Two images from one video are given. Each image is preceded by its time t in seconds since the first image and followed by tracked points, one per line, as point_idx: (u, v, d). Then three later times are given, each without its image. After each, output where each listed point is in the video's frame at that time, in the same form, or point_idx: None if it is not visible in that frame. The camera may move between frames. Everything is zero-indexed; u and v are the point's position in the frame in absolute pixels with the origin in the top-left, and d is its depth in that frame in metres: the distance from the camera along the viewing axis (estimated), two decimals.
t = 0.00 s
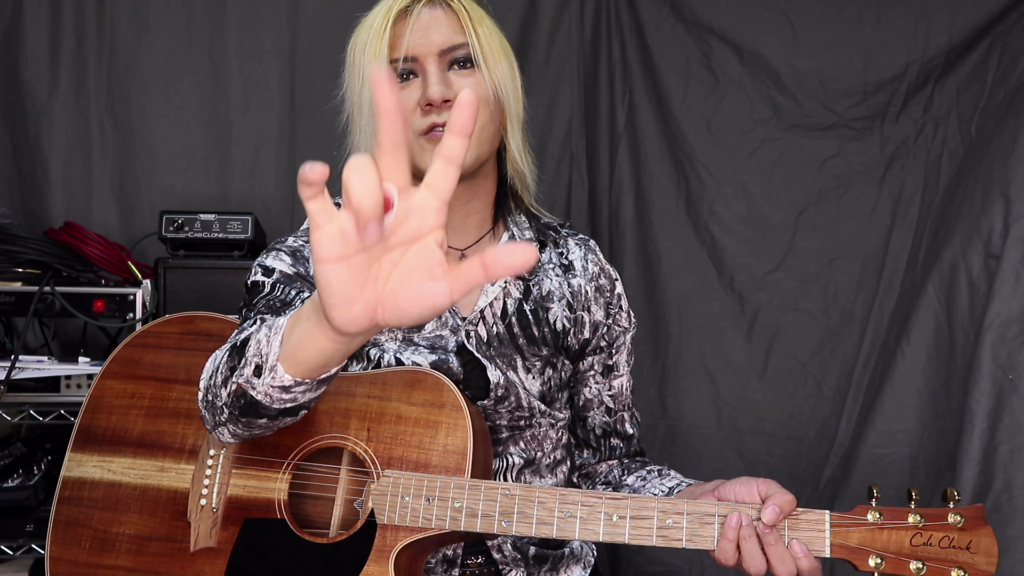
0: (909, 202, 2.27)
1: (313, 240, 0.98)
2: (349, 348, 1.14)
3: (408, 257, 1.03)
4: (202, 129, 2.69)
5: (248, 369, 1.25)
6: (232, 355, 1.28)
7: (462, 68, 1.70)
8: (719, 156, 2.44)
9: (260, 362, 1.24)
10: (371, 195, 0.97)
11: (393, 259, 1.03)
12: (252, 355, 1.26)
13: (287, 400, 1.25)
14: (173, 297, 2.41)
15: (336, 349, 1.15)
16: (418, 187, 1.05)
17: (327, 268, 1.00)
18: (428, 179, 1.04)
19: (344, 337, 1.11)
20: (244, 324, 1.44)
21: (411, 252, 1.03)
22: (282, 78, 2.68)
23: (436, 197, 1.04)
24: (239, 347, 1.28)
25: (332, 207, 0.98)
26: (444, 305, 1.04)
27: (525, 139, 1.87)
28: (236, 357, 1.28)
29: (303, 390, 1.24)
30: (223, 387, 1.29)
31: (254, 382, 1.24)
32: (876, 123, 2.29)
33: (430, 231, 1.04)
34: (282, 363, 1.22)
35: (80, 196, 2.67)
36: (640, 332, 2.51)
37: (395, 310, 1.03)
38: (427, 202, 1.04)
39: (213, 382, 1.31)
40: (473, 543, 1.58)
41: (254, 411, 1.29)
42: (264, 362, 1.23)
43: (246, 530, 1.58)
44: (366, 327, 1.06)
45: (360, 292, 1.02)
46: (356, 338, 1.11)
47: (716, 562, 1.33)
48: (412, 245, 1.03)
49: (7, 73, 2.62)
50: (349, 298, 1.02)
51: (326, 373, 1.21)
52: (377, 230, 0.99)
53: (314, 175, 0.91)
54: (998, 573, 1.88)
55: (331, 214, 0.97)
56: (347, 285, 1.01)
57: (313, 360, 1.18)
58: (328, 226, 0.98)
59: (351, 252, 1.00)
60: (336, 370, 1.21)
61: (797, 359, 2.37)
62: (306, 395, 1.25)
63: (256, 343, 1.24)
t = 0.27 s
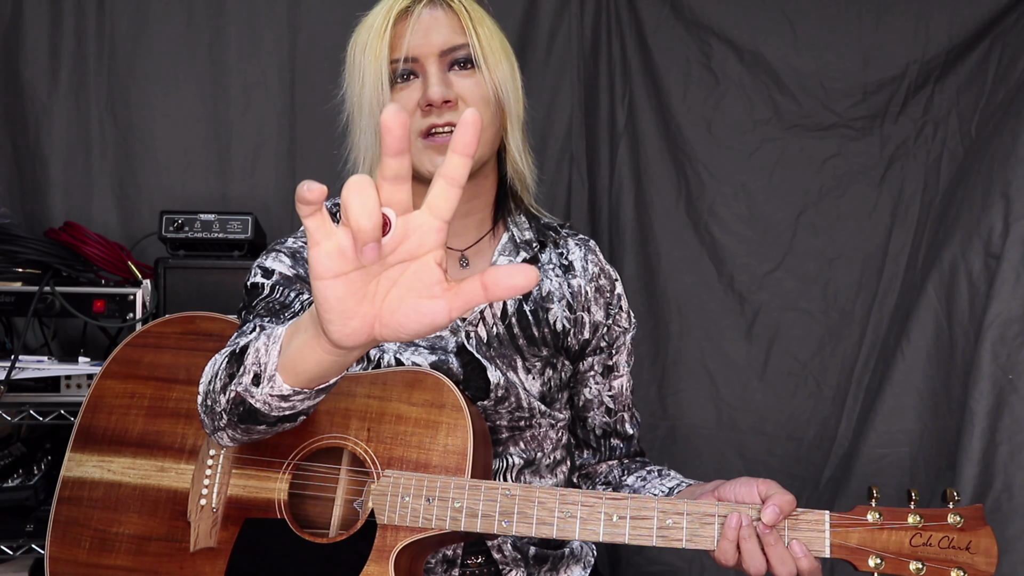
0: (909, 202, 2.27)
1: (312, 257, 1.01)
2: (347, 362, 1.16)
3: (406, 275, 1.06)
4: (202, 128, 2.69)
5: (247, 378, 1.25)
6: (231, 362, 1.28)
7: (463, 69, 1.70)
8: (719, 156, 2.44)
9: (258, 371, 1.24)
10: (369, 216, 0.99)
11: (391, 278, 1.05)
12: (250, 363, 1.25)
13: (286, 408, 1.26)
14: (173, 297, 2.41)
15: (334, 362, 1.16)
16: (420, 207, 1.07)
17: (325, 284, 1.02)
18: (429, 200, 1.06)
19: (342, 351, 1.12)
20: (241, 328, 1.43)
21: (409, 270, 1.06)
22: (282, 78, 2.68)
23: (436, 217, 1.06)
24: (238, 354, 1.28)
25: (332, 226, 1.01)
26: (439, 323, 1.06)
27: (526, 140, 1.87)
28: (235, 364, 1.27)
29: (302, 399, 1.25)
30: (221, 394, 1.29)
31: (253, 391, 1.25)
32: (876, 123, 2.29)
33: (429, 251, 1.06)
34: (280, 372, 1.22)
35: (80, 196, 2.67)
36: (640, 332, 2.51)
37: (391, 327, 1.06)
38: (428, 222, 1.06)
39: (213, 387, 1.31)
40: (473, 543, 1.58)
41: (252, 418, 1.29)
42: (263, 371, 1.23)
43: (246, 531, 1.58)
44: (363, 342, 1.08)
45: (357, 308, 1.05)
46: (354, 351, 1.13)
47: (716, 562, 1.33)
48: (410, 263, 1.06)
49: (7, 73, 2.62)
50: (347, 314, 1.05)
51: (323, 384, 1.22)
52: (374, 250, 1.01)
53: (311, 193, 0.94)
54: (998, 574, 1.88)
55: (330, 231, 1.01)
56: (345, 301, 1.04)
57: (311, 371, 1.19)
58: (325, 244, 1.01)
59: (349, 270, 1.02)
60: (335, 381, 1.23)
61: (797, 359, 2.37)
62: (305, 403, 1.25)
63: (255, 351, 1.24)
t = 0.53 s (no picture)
0: (909, 202, 2.27)
1: (314, 247, 1.01)
2: (348, 356, 1.16)
3: (407, 267, 1.06)
4: (202, 128, 2.69)
5: (248, 375, 1.25)
6: (232, 360, 1.28)
7: (462, 69, 1.70)
8: (719, 156, 2.44)
9: (259, 367, 1.24)
10: (371, 205, 0.99)
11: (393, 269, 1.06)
12: (251, 360, 1.25)
13: (287, 404, 1.26)
14: (173, 297, 2.41)
15: (334, 357, 1.16)
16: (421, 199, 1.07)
17: (327, 275, 1.03)
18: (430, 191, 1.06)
19: (344, 345, 1.12)
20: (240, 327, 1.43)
21: (411, 262, 1.06)
22: (282, 78, 2.68)
23: (438, 208, 1.06)
24: (238, 352, 1.28)
25: (334, 216, 1.01)
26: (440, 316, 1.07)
27: (525, 139, 1.87)
28: (235, 361, 1.27)
29: (303, 396, 1.25)
30: (222, 392, 1.29)
31: (253, 388, 1.25)
32: (876, 123, 2.29)
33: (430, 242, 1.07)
34: (281, 369, 1.22)
35: (80, 196, 2.68)
36: (640, 332, 2.51)
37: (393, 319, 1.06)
38: (429, 213, 1.06)
39: (212, 386, 1.31)
40: (473, 543, 1.58)
41: (253, 416, 1.29)
42: (264, 368, 1.23)
43: (245, 531, 1.58)
44: (364, 335, 1.08)
45: (359, 300, 1.05)
46: (355, 345, 1.13)
47: (716, 562, 1.33)
48: (412, 254, 1.06)
49: (7, 73, 2.62)
50: (349, 305, 1.05)
51: (323, 381, 1.22)
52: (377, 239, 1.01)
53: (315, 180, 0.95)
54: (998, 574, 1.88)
55: (332, 221, 1.01)
56: (347, 292, 1.04)
57: (312, 367, 1.19)
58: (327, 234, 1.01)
59: (351, 260, 1.03)
60: (336, 377, 1.23)
61: (797, 359, 2.37)
62: (306, 400, 1.26)
63: (256, 348, 1.24)
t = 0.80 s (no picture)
0: (909, 202, 2.27)
1: (313, 250, 1.02)
2: (349, 359, 1.16)
3: (406, 270, 1.06)
4: (202, 128, 2.69)
5: (247, 376, 1.25)
6: (231, 361, 1.28)
7: (462, 69, 1.70)
8: (719, 156, 2.44)
9: (258, 369, 1.24)
10: (371, 207, 1.00)
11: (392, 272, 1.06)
12: (251, 362, 1.25)
13: (285, 406, 1.26)
14: (173, 297, 2.41)
15: (335, 359, 1.16)
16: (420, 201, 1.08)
17: (327, 277, 1.03)
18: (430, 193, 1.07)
19: (343, 347, 1.12)
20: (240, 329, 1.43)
21: (410, 265, 1.06)
22: (282, 78, 2.68)
23: (438, 211, 1.06)
24: (238, 353, 1.28)
25: (334, 218, 1.02)
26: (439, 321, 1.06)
27: (526, 139, 1.87)
28: (235, 363, 1.28)
29: (302, 398, 1.25)
30: (221, 393, 1.29)
31: (252, 390, 1.24)
32: (876, 123, 2.29)
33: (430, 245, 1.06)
34: (281, 371, 1.22)
35: (80, 196, 2.68)
36: (640, 332, 2.51)
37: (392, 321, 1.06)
38: (429, 216, 1.06)
39: (212, 387, 1.31)
40: (473, 543, 1.58)
41: (252, 418, 1.28)
42: (264, 370, 1.23)
43: (245, 531, 1.58)
44: (364, 338, 1.08)
45: (358, 302, 1.05)
46: (355, 348, 1.13)
47: (716, 562, 1.33)
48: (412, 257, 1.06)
49: (7, 73, 2.62)
50: (348, 308, 1.05)
51: (322, 383, 1.22)
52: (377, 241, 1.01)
53: (314, 184, 0.96)
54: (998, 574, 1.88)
55: (332, 224, 1.01)
56: (346, 295, 1.04)
57: (311, 370, 1.19)
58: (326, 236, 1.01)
59: (350, 263, 1.03)
60: (335, 379, 1.23)
61: (797, 359, 2.37)
62: (305, 402, 1.26)
63: (256, 350, 1.24)
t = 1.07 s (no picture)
0: (909, 202, 2.27)
1: (315, 247, 1.01)
2: (349, 355, 1.17)
3: (407, 270, 1.05)
4: (202, 129, 2.69)
5: (247, 375, 1.25)
6: (232, 360, 1.28)
7: (462, 69, 1.70)
8: (719, 156, 2.44)
9: (259, 368, 1.24)
10: (373, 205, 0.99)
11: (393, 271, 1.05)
12: (251, 361, 1.25)
13: (286, 405, 1.26)
14: (173, 297, 2.41)
15: (335, 356, 1.17)
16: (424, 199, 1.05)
17: (328, 275, 1.03)
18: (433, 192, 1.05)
19: (343, 344, 1.13)
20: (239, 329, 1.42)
21: (411, 265, 1.05)
22: (282, 78, 2.68)
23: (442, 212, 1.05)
24: (238, 353, 1.28)
25: (336, 217, 1.00)
26: (438, 322, 1.07)
27: (526, 138, 1.86)
28: (235, 362, 1.27)
29: (303, 396, 1.25)
30: (222, 392, 1.29)
31: (253, 389, 1.25)
32: (876, 123, 2.29)
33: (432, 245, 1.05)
34: (282, 370, 1.22)
35: (80, 196, 2.68)
36: (639, 332, 2.51)
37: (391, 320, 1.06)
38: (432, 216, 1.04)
39: (212, 386, 1.31)
40: (473, 543, 1.58)
41: (252, 417, 1.28)
42: (264, 368, 1.23)
43: (245, 531, 1.58)
44: (364, 334, 1.09)
45: (359, 300, 1.06)
46: (356, 344, 1.14)
47: (715, 561, 1.33)
48: (413, 257, 1.05)
49: (7, 74, 2.62)
50: (348, 306, 1.06)
51: (322, 381, 1.22)
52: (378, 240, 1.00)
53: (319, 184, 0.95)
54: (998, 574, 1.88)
55: (333, 223, 1.00)
56: (346, 293, 1.04)
57: (311, 367, 1.20)
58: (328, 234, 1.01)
59: (351, 262, 1.03)
60: (335, 378, 1.23)
61: (797, 359, 2.37)
62: (305, 401, 1.26)
63: (256, 349, 1.25)
